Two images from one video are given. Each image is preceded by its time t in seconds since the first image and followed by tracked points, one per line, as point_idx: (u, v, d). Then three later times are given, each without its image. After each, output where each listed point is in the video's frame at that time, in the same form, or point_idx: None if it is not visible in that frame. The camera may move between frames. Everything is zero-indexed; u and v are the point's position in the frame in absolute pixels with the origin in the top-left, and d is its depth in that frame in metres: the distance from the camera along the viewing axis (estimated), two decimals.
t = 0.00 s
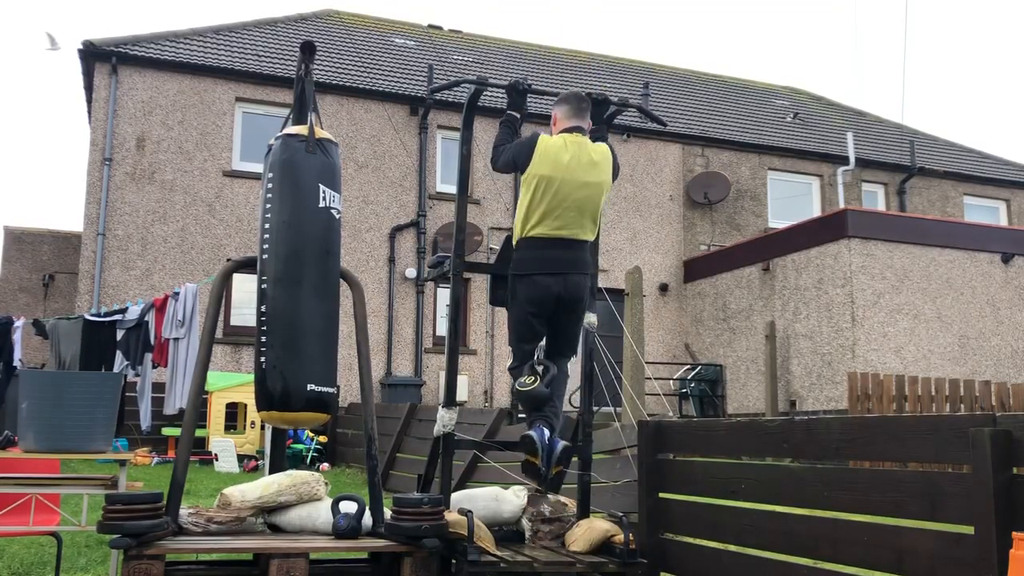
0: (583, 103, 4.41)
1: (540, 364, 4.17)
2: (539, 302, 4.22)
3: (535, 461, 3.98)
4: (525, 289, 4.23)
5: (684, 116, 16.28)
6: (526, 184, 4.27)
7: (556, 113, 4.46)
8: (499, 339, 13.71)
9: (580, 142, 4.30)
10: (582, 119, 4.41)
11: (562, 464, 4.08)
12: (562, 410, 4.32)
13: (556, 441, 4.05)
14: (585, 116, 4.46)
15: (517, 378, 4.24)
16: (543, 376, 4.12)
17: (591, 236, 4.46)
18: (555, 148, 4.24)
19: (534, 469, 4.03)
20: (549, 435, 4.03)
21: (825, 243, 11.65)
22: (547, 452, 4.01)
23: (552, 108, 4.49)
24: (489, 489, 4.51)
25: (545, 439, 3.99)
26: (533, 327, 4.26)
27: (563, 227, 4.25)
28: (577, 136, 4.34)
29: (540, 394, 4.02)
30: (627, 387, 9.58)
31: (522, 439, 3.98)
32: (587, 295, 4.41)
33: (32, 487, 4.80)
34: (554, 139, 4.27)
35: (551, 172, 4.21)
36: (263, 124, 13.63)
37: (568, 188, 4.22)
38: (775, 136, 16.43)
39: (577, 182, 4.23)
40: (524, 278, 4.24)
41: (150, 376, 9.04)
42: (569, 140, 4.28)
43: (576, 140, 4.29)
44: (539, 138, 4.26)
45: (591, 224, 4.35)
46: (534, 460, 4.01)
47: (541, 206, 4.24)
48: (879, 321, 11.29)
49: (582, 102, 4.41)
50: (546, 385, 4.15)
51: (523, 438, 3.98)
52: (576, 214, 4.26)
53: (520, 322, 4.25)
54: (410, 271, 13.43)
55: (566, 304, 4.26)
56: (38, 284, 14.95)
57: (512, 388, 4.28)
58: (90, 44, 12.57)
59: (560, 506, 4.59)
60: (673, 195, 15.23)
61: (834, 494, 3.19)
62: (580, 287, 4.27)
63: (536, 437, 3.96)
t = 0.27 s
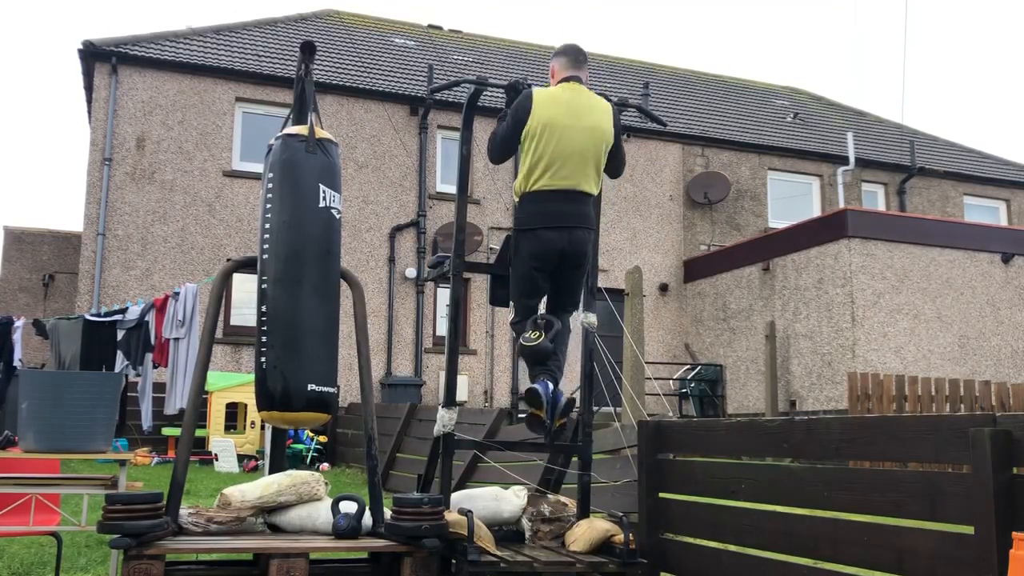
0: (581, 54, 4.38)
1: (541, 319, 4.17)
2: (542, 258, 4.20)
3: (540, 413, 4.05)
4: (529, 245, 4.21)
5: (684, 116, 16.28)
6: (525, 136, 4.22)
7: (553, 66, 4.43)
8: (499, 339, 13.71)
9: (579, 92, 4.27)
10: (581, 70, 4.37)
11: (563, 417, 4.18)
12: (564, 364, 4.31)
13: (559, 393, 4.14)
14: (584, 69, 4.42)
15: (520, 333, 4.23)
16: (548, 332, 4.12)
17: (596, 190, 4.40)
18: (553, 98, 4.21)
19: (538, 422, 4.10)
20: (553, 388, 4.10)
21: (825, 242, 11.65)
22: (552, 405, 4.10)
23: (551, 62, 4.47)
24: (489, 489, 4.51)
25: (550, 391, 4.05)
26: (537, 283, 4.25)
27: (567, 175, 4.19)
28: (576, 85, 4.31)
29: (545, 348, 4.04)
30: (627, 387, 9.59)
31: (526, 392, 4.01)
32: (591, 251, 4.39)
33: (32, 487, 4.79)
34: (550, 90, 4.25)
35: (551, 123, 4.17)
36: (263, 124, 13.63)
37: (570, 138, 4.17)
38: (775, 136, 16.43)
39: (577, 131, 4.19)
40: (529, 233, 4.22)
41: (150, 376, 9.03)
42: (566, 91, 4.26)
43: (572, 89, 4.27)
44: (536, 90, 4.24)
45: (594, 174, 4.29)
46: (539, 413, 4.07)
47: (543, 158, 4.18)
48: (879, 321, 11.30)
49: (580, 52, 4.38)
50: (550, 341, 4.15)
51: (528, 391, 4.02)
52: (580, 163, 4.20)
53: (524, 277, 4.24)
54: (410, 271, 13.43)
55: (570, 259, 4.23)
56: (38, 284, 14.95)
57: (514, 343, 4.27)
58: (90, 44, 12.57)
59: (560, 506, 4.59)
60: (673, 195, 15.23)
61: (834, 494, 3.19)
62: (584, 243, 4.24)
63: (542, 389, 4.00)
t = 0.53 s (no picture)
0: (580, 40, 4.35)
1: (545, 307, 4.17)
2: (544, 243, 4.18)
3: (545, 401, 4.01)
4: (530, 231, 4.20)
5: (684, 116, 16.28)
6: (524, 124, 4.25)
7: (554, 50, 4.42)
8: (499, 339, 13.71)
9: (577, 81, 4.30)
10: (580, 57, 4.36)
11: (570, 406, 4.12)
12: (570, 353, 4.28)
13: (564, 381, 4.10)
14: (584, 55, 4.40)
15: (525, 321, 4.21)
16: (552, 318, 4.11)
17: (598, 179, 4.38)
18: (550, 85, 4.25)
19: (543, 409, 4.04)
20: (557, 374, 4.08)
21: (825, 242, 11.65)
22: (556, 392, 4.06)
23: (552, 46, 4.45)
24: (489, 489, 4.51)
25: (555, 377, 4.05)
26: (539, 269, 4.24)
27: (565, 159, 4.19)
28: (574, 74, 4.33)
29: (549, 334, 4.02)
30: (627, 388, 9.59)
31: (531, 379, 3.98)
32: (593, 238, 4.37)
33: (32, 487, 4.79)
34: (548, 79, 4.30)
35: (550, 110, 4.20)
36: (263, 124, 13.63)
37: (569, 124, 4.19)
38: (775, 136, 16.43)
39: (576, 118, 4.21)
40: (530, 219, 4.21)
41: (151, 376, 8.99)
42: (565, 79, 4.29)
43: (570, 76, 4.30)
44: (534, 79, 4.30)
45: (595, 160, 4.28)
46: (543, 400, 4.03)
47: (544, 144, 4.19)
48: (879, 321, 11.30)
49: (580, 38, 4.35)
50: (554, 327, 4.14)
51: (532, 377, 3.98)
52: (580, 150, 4.21)
53: (526, 264, 4.24)
54: (410, 271, 13.43)
55: (571, 244, 4.22)
56: (38, 284, 14.95)
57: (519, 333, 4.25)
58: (90, 44, 12.57)
59: (560, 506, 4.60)
60: (673, 195, 15.23)
61: (834, 494, 3.19)
62: (585, 228, 4.23)
63: (546, 375, 3.98)
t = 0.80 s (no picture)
0: (587, 80, 4.37)
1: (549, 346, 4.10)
2: (547, 281, 4.18)
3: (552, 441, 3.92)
4: (533, 269, 4.20)
5: (684, 116, 16.28)
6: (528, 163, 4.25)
7: (560, 89, 4.41)
8: (499, 339, 13.71)
9: (584, 123, 4.26)
10: (586, 96, 4.36)
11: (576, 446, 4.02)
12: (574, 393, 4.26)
13: (570, 421, 4.00)
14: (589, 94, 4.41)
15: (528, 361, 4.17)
16: (556, 356, 4.05)
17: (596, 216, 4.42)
18: (557, 128, 4.20)
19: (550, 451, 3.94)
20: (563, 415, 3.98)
21: (825, 242, 11.65)
22: (563, 432, 3.96)
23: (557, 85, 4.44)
24: (489, 489, 4.51)
25: (561, 418, 3.93)
26: (542, 308, 4.22)
27: (566, 207, 4.22)
28: (581, 116, 4.29)
29: (554, 374, 3.93)
30: (627, 387, 9.59)
31: (538, 418, 3.90)
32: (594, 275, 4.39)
33: (32, 487, 4.79)
34: (556, 119, 4.24)
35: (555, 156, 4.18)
36: (263, 124, 13.63)
37: (572, 171, 4.20)
38: (775, 136, 16.43)
39: (580, 164, 4.20)
40: (532, 258, 4.21)
41: (151, 377, 8.97)
42: (572, 121, 4.25)
43: (578, 119, 4.25)
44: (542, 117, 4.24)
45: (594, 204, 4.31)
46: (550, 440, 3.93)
47: (546, 189, 4.21)
48: (879, 321, 11.30)
49: (587, 79, 4.37)
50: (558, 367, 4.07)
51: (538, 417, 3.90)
52: (580, 196, 4.24)
53: (529, 303, 4.21)
54: (410, 271, 13.43)
55: (573, 281, 4.24)
56: (39, 284, 14.95)
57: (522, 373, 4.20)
58: (90, 44, 12.57)
59: (560, 506, 4.61)
60: (673, 195, 15.23)
61: (834, 494, 3.19)
62: (587, 265, 4.24)
63: (553, 415, 3.89)
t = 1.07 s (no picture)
0: (586, 122, 4.35)
1: (547, 390, 4.20)
2: (546, 321, 4.18)
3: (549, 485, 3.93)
4: (533, 310, 4.19)
5: (684, 116, 16.28)
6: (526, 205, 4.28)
7: (559, 130, 4.40)
8: (499, 339, 13.72)
9: (583, 165, 4.29)
10: (584, 139, 4.36)
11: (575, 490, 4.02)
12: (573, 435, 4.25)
13: (569, 466, 4.00)
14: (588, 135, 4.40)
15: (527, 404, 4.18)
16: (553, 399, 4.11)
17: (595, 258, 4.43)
18: (556, 169, 4.23)
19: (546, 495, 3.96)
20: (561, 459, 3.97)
21: (825, 243, 11.65)
22: (560, 476, 3.96)
23: (556, 125, 4.43)
24: (490, 489, 4.51)
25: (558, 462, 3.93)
26: (541, 348, 4.21)
27: (565, 248, 4.22)
28: (579, 157, 4.32)
29: (551, 416, 4.04)
30: (627, 386, 9.59)
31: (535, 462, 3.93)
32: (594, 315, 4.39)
33: (32, 487, 4.79)
34: (554, 161, 4.27)
35: (552, 198, 4.21)
36: (263, 124, 13.63)
37: (570, 213, 4.22)
38: (775, 136, 16.43)
39: (578, 207, 4.23)
40: (531, 298, 4.21)
41: (150, 376, 8.98)
42: (571, 163, 4.27)
43: (577, 161, 4.28)
44: (541, 158, 4.28)
45: (593, 246, 4.33)
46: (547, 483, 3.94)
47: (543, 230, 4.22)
48: (879, 321, 11.30)
49: (586, 121, 4.35)
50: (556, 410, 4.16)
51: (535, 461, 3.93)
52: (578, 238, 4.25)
53: (528, 343, 4.21)
54: (410, 271, 13.42)
55: (572, 322, 4.23)
56: (38, 284, 14.95)
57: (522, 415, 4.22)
58: (90, 44, 12.57)
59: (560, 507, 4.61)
60: (673, 195, 15.23)
61: (834, 494, 3.19)
62: (586, 306, 4.24)
63: (549, 460, 3.90)
